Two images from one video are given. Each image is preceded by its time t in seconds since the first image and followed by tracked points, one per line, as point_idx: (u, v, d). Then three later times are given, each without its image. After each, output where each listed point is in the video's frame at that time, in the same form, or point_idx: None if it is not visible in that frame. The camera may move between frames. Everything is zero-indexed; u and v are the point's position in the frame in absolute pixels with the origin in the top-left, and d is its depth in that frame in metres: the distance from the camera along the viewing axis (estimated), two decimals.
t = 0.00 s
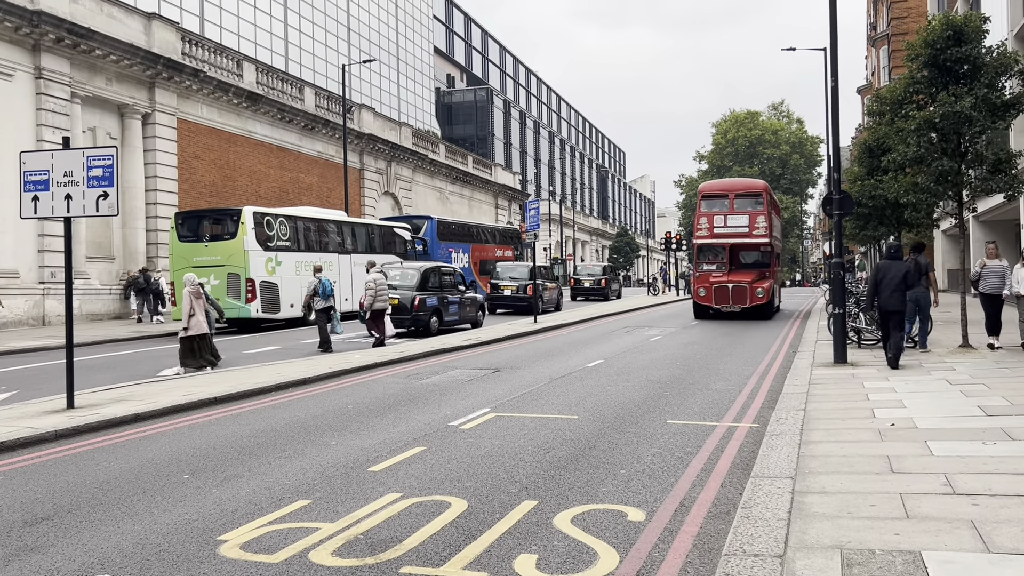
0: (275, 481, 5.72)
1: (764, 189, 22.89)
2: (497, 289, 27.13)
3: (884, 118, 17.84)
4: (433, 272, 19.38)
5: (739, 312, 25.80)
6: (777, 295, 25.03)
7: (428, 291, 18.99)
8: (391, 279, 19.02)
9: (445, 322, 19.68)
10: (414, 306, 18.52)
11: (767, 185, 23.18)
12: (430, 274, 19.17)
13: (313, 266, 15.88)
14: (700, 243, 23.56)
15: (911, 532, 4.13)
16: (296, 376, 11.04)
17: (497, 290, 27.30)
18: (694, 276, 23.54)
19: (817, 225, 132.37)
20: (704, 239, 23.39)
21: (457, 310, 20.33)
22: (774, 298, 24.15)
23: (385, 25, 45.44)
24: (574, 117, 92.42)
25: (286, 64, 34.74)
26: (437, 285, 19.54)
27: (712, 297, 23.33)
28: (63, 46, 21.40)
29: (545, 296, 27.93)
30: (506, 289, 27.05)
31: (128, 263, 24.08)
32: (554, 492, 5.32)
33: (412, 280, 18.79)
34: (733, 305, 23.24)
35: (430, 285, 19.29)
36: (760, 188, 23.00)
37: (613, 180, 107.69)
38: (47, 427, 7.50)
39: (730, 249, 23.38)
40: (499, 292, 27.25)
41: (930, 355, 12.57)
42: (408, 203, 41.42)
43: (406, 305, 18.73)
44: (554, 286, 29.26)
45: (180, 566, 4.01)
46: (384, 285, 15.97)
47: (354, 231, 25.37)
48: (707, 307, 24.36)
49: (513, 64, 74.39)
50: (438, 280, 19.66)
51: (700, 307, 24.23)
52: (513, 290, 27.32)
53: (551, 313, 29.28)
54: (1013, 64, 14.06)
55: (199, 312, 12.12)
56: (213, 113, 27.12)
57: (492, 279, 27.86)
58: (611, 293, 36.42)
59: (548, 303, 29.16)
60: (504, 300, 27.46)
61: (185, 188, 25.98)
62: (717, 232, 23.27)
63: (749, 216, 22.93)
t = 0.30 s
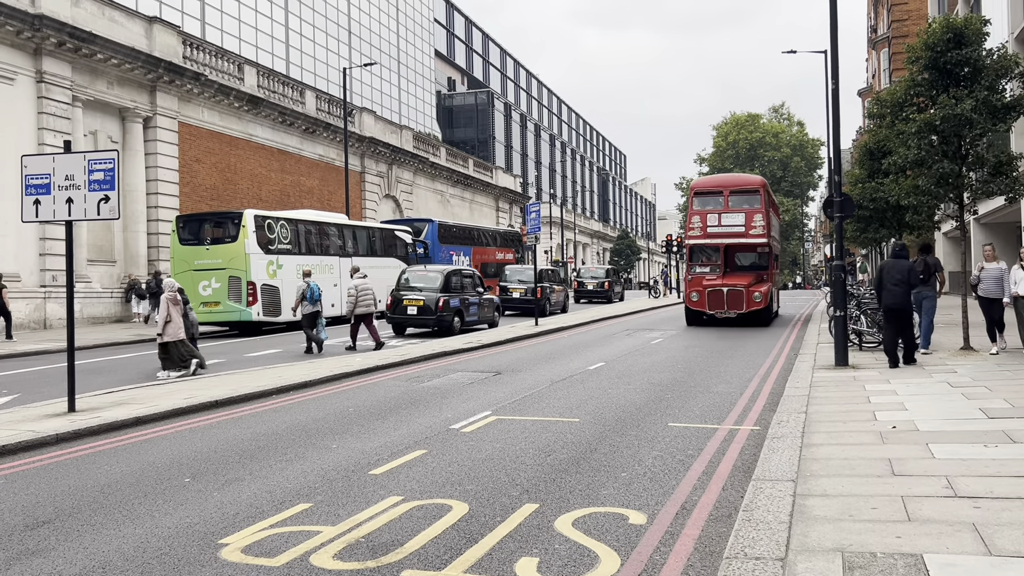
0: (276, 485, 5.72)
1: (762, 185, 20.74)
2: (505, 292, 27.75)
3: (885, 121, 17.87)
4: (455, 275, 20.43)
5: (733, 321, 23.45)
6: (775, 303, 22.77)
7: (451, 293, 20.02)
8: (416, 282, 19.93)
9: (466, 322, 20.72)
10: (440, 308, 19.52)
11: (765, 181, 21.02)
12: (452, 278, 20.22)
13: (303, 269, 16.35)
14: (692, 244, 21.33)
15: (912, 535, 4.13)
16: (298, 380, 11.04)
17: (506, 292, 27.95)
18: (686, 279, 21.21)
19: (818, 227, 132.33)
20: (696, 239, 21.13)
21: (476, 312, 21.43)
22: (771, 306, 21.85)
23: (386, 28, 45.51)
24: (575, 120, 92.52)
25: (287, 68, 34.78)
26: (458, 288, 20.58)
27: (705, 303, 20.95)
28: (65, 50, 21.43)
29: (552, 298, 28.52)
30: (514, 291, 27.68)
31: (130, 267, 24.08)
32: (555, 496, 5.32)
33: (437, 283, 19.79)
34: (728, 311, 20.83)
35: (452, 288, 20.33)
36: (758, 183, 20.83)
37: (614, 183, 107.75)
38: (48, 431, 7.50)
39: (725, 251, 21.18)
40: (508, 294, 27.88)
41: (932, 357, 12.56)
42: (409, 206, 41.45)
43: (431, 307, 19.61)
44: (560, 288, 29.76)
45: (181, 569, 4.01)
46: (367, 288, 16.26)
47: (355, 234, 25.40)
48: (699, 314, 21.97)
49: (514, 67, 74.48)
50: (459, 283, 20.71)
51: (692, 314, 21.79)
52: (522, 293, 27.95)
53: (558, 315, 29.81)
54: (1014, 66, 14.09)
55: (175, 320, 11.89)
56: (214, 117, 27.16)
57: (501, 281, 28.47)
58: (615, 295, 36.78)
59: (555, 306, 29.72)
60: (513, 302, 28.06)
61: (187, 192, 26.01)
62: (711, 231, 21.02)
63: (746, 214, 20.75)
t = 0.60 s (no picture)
0: (278, 488, 5.72)
1: (759, 180, 19.26)
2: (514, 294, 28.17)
3: (886, 123, 17.89)
4: (474, 278, 21.34)
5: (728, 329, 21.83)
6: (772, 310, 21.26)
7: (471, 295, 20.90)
8: (438, 284, 20.85)
9: (485, 323, 21.57)
10: (460, 308, 20.36)
11: (763, 177, 19.51)
12: (472, 280, 21.12)
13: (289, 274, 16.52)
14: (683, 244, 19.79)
15: (914, 538, 4.12)
16: (300, 383, 11.05)
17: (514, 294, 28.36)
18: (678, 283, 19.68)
19: (820, 229, 132.38)
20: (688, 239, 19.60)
21: (495, 313, 22.33)
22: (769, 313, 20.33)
23: (388, 32, 45.59)
24: (577, 123, 92.62)
25: (289, 72, 34.85)
26: (477, 290, 21.47)
27: (698, 308, 19.41)
28: (67, 54, 21.47)
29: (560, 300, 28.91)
30: (523, 293, 28.14)
31: (131, 270, 24.11)
32: (557, 499, 5.32)
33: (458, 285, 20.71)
34: (723, 318, 19.31)
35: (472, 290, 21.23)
36: (755, 179, 19.31)
37: (616, 185, 107.82)
38: (50, 435, 7.51)
39: (719, 252, 19.68)
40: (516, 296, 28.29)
41: (934, 360, 12.55)
42: (411, 209, 41.52)
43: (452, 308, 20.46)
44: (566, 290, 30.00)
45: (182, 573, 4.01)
46: (353, 291, 16.31)
47: (357, 238, 25.44)
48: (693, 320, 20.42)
49: (515, 70, 74.60)
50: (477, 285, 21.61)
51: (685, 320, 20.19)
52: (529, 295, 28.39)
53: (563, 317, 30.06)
54: (1015, 69, 14.10)
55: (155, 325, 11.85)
56: (216, 120, 27.20)
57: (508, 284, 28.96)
58: (617, 298, 36.91)
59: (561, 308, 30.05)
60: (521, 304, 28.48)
61: (188, 195, 26.05)
62: (705, 231, 19.51)
63: (742, 213, 19.26)
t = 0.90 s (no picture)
0: (280, 491, 5.72)
1: (754, 174, 17.52)
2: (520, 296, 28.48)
3: (886, 125, 17.93)
4: (491, 280, 22.33)
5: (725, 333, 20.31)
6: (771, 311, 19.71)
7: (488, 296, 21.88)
8: (456, 286, 21.84)
9: (501, 323, 22.50)
10: (478, 309, 21.32)
11: (759, 169, 17.75)
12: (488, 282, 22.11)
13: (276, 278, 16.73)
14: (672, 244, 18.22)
15: (917, 541, 4.12)
16: (302, 386, 11.06)
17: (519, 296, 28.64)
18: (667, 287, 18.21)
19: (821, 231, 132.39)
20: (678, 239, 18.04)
21: (510, 313, 23.34)
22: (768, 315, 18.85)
23: (389, 35, 45.66)
24: (578, 125, 92.71)
25: (291, 75, 34.90)
26: (493, 292, 22.46)
27: (688, 314, 17.97)
28: (68, 58, 21.50)
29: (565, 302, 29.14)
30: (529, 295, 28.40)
31: (133, 273, 24.12)
32: (558, 502, 5.31)
33: (475, 287, 21.69)
34: (714, 325, 17.86)
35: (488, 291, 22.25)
36: (750, 172, 17.61)
37: (617, 188, 107.88)
38: (53, 438, 7.51)
39: (711, 252, 18.10)
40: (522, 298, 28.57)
41: (936, 362, 12.54)
42: (412, 212, 41.55)
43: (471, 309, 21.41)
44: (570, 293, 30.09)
45: None
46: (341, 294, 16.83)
47: (358, 241, 25.48)
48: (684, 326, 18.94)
49: (516, 73, 74.68)
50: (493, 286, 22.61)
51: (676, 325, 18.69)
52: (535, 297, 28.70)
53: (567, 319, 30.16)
54: (1016, 71, 14.16)
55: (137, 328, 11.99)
56: (217, 124, 27.23)
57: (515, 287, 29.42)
58: (619, 300, 36.93)
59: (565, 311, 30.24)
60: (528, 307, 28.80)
61: (190, 199, 26.08)
62: (695, 230, 17.91)
63: (736, 210, 17.57)
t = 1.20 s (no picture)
0: (281, 494, 5.71)
1: (748, 162, 15.60)
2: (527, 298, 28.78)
3: (887, 126, 18.00)
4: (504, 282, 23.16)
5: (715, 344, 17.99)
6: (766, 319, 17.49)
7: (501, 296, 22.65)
8: (471, 288, 22.64)
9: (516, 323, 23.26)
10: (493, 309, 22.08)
11: (752, 158, 15.84)
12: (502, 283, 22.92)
13: (262, 280, 16.78)
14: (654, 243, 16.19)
15: (918, 542, 4.11)
16: (303, 389, 11.05)
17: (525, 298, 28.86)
18: (649, 290, 16.10)
19: (823, 232, 132.40)
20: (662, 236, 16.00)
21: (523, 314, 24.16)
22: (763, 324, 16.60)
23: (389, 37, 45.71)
24: (578, 128, 92.80)
25: (292, 78, 34.94)
26: (507, 293, 23.26)
27: (671, 321, 15.78)
28: (70, 61, 21.53)
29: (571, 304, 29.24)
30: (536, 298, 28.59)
31: (134, 276, 24.14)
32: (559, 504, 5.31)
33: (489, 288, 22.48)
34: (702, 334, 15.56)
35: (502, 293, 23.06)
36: (741, 160, 15.68)
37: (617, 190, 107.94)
38: (53, 441, 7.52)
39: (698, 252, 16.09)
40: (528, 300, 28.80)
41: (937, 363, 12.53)
42: (413, 215, 41.55)
43: (486, 309, 22.18)
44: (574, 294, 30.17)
45: None
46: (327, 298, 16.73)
47: (359, 243, 25.51)
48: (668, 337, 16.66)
49: (517, 75, 74.75)
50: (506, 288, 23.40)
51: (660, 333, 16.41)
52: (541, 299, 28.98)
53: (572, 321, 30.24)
54: (1016, 73, 14.28)
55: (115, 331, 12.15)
56: (218, 126, 27.26)
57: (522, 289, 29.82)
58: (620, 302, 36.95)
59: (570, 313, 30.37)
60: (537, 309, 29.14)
61: (191, 202, 26.11)
62: (681, 226, 15.90)
63: (727, 203, 15.58)
